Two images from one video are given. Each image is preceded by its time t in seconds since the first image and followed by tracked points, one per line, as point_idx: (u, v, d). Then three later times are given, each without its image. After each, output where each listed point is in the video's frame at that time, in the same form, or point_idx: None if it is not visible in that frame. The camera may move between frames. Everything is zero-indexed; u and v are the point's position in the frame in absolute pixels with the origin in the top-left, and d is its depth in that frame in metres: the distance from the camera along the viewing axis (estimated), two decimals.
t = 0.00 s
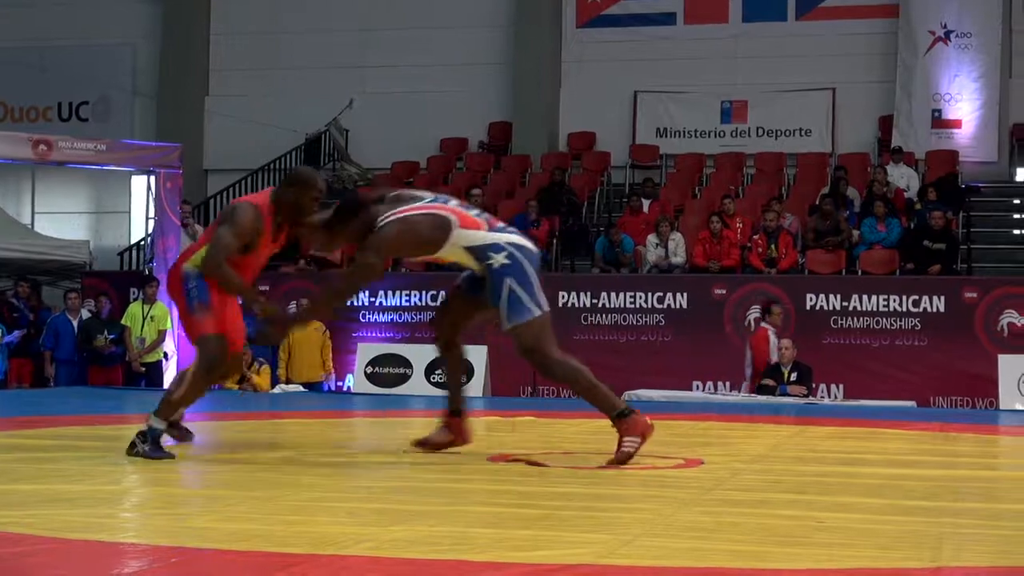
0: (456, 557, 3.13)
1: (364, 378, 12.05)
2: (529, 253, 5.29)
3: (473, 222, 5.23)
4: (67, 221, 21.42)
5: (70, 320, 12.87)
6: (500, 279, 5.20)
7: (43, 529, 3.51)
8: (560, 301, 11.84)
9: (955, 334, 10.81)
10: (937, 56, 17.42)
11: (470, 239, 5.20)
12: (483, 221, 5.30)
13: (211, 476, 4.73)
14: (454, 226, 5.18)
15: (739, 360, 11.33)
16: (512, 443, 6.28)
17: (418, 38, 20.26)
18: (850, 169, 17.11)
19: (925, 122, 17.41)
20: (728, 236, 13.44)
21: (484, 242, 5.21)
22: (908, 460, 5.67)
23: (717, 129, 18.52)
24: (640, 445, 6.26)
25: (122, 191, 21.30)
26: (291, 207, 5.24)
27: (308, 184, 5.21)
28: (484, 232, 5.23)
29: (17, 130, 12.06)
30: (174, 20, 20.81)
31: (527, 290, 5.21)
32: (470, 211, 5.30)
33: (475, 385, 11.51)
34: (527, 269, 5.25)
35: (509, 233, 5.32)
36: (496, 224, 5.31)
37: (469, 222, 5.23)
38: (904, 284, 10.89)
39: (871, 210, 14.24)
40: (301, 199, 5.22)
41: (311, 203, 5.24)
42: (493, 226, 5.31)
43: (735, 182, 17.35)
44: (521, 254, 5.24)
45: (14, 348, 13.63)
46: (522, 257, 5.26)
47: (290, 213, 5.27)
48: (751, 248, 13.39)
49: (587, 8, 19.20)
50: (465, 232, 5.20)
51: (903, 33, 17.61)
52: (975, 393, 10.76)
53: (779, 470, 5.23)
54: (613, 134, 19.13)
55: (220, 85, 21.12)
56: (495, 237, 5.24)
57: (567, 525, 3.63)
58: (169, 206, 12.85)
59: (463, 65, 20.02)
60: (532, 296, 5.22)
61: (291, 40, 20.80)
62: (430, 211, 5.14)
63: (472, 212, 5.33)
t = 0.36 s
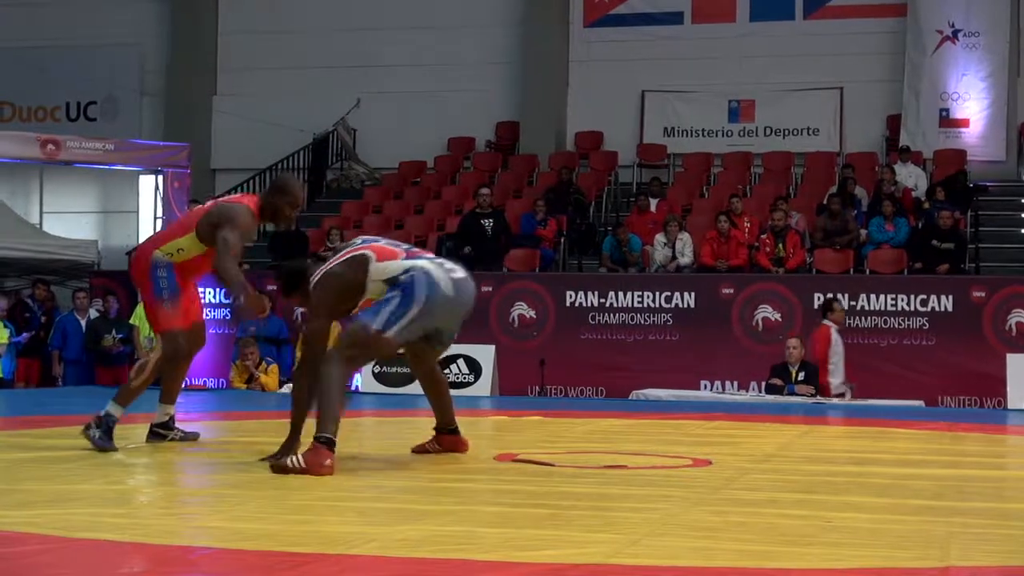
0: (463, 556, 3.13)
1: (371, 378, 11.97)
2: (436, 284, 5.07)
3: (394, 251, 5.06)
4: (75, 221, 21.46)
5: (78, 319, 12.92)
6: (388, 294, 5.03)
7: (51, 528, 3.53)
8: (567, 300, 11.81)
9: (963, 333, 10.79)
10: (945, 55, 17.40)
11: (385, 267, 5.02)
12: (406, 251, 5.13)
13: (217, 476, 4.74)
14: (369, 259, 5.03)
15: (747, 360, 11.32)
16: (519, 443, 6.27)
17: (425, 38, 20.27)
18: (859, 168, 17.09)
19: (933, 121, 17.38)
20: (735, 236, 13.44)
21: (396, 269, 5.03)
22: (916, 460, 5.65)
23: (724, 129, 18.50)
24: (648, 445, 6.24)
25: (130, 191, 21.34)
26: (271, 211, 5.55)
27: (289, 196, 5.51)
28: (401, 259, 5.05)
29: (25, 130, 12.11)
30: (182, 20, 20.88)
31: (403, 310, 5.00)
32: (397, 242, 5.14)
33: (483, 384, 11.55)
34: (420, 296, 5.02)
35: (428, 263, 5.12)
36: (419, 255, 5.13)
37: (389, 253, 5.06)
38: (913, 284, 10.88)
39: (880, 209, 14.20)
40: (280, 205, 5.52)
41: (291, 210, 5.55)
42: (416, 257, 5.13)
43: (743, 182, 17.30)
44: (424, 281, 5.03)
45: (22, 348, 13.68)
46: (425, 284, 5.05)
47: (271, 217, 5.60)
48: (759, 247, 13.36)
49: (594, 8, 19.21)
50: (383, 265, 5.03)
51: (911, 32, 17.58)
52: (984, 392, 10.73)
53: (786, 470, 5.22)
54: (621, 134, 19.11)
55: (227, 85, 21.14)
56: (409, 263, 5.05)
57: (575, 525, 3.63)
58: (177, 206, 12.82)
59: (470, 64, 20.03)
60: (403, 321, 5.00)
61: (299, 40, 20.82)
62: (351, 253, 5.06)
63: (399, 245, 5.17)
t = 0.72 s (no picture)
0: (483, 555, 3.15)
1: (391, 377, 11.97)
2: (425, 284, 4.74)
3: (404, 233, 4.75)
4: (94, 220, 21.58)
5: (98, 318, 13.01)
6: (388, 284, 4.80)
7: (73, 527, 3.56)
8: (586, 299, 11.82)
9: (983, 332, 10.75)
10: (964, 53, 17.30)
11: (388, 248, 4.74)
12: (420, 236, 4.79)
13: (236, 474, 4.77)
14: (386, 232, 4.74)
15: (766, 359, 11.32)
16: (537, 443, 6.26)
17: (443, 37, 20.31)
18: (877, 166, 17.05)
19: (952, 119, 17.28)
20: (754, 234, 13.44)
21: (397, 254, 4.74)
22: (936, 460, 5.62)
23: (742, 128, 18.46)
24: (667, 444, 6.23)
25: (149, 191, 21.47)
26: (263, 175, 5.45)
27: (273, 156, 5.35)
28: (411, 248, 4.75)
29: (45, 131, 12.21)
30: (201, 20, 21.04)
31: (390, 306, 4.77)
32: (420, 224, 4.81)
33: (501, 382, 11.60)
34: (405, 295, 4.75)
35: (430, 258, 4.77)
36: (429, 244, 4.78)
37: (405, 236, 4.75)
38: (933, 283, 10.87)
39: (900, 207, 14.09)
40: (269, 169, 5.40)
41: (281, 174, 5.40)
42: (426, 246, 4.79)
43: (762, 181, 17.26)
44: (412, 279, 4.74)
45: (42, 347, 13.78)
46: (414, 281, 4.75)
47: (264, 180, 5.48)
48: (778, 246, 13.35)
49: (612, 7, 19.22)
50: (395, 244, 4.74)
51: (930, 31, 17.52)
52: (1004, 392, 10.70)
53: (805, 470, 5.21)
54: (639, 133, 19.10)
55: (245, 85, 21.22)
56: (410, 253, 4.75)
57: (594, 525, 3.64)
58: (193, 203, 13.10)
59: (488, 64, 20.07)
60: (387, 319, 4.77)
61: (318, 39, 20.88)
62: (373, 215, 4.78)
63: (425, 226, 4.84)
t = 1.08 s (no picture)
0: (511, 554, 3.17)
1: (420, 377, 12.05)
2: (533, 262, 4.93)
3: (522, 210, 4.99)
4: (125, 219, 21.74)
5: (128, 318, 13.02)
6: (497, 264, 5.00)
7: (105, 525, 3.61)
8: (615, 298, 11.80)
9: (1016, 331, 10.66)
10: (996, 51, 17.16)
11: (506, 223, 4.97)
12: (535, 216, 5.02)
13: (267, 473, 4.81)
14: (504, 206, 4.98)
15: (794, 359, 11.28)
16: (567, 443, 6.25)
17: (472, 36, 20.32)
18: (909, 164, 16.95)
19: (984, 117, 17.14)
20: (784, 233, 13.33)
21: (513, 229, 4.95)
22: (967, 459, 5.59)
23: (773, 126, 18.40)
24: (696, 444, 6.22)
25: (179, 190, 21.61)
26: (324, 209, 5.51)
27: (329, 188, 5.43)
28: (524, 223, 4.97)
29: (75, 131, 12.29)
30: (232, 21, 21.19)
31: (500, 284, 4.94)
32: (538, 204, 5.05)
33: (531, 381, 11.62)
34: (513, 272, 4.92)
35: (541, 237, 4.98)
36: (542, 225, 5.00)
37: (521, 210, 4.99)
38: (963, 281, 10.80)
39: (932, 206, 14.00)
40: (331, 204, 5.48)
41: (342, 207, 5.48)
42: (539, 226, 5.00)
43: (792, 179, 17.19)
44: (519, 256, 4.93)
45: (73, 346, 13.91)
46: (521, 260, 4.93)
47: (323, 212, 5.54)
48: (808, 245, 13.27)
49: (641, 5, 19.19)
50: (509, 218, 4.97)
51: (962, 28, 17.38)
52: None
53: (835, 469, 5.19)
54: (668, 131, 19.05)
55: (275, 84, 21.33)
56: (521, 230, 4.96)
57: (622, 523, 3.65)
58: (226, 204, 13.10)
59: (516, 63, 20.09)
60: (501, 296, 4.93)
61: (347, 39, 20.94)
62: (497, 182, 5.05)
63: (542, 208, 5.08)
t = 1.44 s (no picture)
0: (520, 553, 3.17)
1: (429, 377, 12.05)
2: (584, 287, 5.14)
3: (563, 240, 5.19)
4: (135, 218, 21.78)
5: (138, 317, 13.03)
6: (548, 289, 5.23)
7: (115, 524, 3.62)
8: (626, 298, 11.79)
9: None
10: (1008, 49, 17.08)
11: (551, 253, 5.17)
12: (580, 242, 5.22)
13: (277, 472, 4.82)
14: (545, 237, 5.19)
15: (803, 358, 11.26)
16: (576, 443, 6.23)
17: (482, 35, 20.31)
18: (919, 163, 16.91)
19: (995, 117, 17.07)
20: (794, 232, 13.38)
21: (560, 259, 5.17)
22: (978, 459, 5.57)
23: (783, 125, 18.34)
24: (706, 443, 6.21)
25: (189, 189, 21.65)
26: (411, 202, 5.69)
27: (427, 184, 5.63)
28: (568, 250, 5.18)
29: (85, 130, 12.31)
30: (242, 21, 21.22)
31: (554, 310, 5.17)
32: (578, 230, 5.26)
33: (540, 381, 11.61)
34: (565, 298, 5.15)
35: (588, 261, 5.18)
36: (587, 249, 5.20)
37: (562, 239, 5.20)
38: (973, 280, 10.74)
39: (942, 205, 13.95)
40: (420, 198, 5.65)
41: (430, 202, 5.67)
42: (585, 250, 5.21)
43: (802, 178, 17.15)
44: (570, 283, 5.14)
45: (84, 345, 13.93)
46: (572, 285, 5.15)
47: (411, 207, 5.72)
48: (818, 245, 13.24)
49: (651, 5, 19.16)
50: (553, 247, 5.18)
51: (973, 26, 17.32)
52: None
53: (845, 469, 5.18)
54: (678, 130, 19.02)
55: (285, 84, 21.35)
56: (568, 257, 5.17)
57: (631, 523, 3.65)
58: (236, 204, 13.19)
59: (526, 63, 20.07)
60: (555, 322, 5.17)
61: (357, 38, 20.95)
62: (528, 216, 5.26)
63: (583, 231, 5.28)
